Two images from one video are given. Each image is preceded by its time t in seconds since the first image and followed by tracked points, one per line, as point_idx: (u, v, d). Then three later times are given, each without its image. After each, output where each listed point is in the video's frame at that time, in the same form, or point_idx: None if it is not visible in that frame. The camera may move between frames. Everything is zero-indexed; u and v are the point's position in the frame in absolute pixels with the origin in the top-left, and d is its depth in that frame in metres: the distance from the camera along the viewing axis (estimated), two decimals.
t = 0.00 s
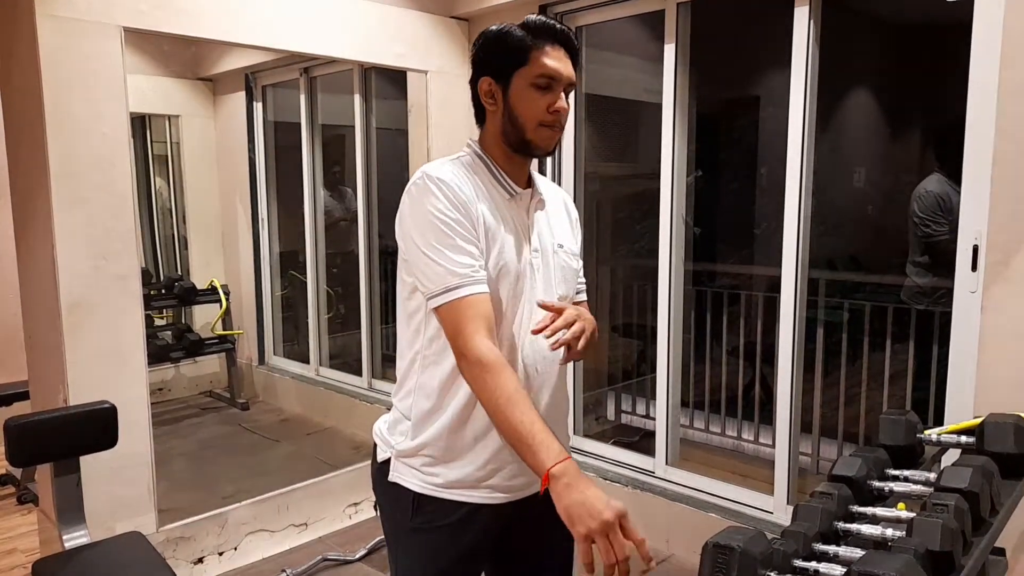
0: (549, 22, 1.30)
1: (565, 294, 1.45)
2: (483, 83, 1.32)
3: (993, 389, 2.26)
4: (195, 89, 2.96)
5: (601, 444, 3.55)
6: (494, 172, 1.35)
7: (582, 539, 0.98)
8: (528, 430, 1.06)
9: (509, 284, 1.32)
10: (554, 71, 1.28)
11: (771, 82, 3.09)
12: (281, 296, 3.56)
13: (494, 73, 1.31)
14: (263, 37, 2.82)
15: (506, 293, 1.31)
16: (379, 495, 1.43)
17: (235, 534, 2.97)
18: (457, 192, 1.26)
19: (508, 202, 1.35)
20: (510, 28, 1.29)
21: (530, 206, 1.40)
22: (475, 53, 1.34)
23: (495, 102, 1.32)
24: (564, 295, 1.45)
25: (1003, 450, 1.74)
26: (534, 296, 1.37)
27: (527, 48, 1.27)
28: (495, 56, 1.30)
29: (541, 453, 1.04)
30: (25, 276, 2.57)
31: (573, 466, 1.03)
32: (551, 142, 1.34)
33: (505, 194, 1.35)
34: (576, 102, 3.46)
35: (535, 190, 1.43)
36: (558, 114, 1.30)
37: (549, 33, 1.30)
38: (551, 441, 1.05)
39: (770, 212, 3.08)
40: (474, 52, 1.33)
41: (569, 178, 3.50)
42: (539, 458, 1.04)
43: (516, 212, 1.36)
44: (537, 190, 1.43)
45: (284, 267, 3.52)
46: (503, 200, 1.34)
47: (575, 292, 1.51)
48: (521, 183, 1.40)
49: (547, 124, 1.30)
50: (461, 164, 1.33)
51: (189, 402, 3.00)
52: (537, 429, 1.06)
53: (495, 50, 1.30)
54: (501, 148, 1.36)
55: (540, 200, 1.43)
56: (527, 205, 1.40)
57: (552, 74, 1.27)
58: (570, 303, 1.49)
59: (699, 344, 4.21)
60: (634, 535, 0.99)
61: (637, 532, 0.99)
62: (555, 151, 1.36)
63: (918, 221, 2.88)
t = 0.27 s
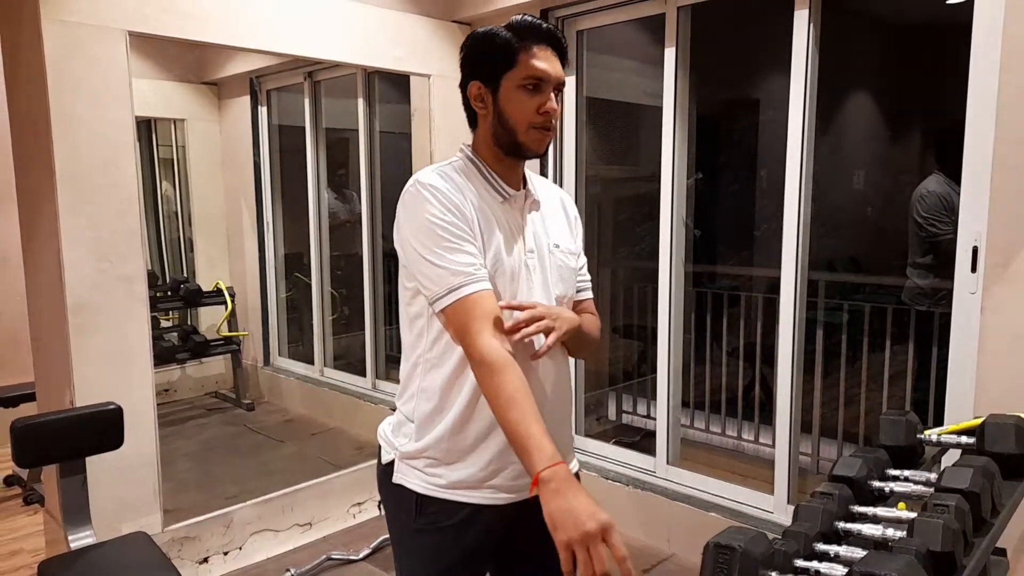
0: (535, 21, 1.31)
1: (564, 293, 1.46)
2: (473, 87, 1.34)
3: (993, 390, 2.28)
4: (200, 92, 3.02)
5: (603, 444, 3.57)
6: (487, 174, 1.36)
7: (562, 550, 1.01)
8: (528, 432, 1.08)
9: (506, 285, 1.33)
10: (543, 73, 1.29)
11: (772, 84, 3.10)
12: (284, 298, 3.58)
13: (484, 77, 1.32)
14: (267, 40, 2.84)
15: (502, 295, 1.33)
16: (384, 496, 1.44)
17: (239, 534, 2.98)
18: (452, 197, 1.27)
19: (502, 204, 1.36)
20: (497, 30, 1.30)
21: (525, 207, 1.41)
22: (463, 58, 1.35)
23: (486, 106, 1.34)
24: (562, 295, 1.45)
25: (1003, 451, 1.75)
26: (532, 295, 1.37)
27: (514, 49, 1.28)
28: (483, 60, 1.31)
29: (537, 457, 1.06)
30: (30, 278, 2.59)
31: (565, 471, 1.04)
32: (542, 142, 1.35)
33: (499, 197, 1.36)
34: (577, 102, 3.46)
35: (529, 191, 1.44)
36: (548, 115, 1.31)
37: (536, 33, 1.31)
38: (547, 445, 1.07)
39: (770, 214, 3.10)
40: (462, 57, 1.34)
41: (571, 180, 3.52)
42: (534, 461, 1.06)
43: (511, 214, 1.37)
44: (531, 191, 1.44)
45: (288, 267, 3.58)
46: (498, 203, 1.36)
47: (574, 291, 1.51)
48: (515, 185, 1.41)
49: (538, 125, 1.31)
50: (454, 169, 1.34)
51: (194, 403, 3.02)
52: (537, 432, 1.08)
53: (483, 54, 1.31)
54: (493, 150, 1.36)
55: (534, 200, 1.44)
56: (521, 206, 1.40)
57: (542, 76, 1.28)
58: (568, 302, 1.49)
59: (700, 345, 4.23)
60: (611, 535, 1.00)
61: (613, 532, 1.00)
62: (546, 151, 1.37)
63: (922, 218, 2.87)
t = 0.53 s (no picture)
0: (539, 26, 1.30)
1: (561, 297, 1.44)
2: (475, 87, 1.31)
3: (998, 394, 2.26)
4: (201, 94, 3.02)
5: (605, 447, 3.56)
6: (484, 178, 1.35)
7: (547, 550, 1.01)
8: (523, 434, 1.08)
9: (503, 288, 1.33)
10: (547, 76, 1.28)
11: (773, 87, 3.10)
12: (286, 300, 3.58)
13: (487, 78, 1.30)
14: (268, 43, 2.84)
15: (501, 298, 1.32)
16: (386, 502, 1.44)
17: (241, 537, 2.98)
18: (449, 201, 1.27)
19: (500, 207, 1.36)
20: (500, 33, 1.29)
21: (523, 210, 1.40)
22: (462, 59, 1.33)
23: (487, 107, 1.31)
24: (559, 298, 1.43)
25: (1008, 454, 1.74)
26: (529, 300, 1.36)
27: (519, 53, 1.27)
28: (484, 61, 1.29)
29: (530, 458, 1.05)
30: (32, 281, 2.59)
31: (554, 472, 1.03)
32: (542, 146, 1.34)
33: (496, 200, 1.35)
34: (578, 106, 3.46)
35: (526, 194, 1.43)
36: (550, 119, 1.30)
37: (540, 38, 1.30)
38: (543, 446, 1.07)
39: (772, 217, 3.09)
40: (462, 58, 1.33)
41: (572, 183, 3.52)
42: (527, 463, 1.05)
43: (508, 218, 1.36)
44: (527, 194, 1.43)
45: (290, 271, 3.58)
46: (495, 207, 1.35)
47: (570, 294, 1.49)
48: (513, 188, 1.40)
49: (541, 129, 1.31)
50: (450, 174, 1.34)
51: (195, 406, 3.02)
52: (530, 433, 1.08)
53: (485, 55, 1.29)
54: (490, 152, 1.35)
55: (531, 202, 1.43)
56: (518, 209, 1.39)
57: (546, 80, 1.28)
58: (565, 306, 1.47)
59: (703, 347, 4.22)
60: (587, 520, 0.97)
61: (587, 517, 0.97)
62: (545, 155, 1.37)
63: (926, 218, 2.83)
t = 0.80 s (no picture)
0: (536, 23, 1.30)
1: (555, 294, 1.44)
2: (472, 84, 1.31)
3: (996, 392, 2.26)
4: (200, 94, 3.01)
5: (604, 446, 3.56)
6: (478, 177, 1.35)
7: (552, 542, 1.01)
8: (529, 428, 1.08)
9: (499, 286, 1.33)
10: (545, 76, 1.28)
11: (771, 87, 3.09)
12: (284, 299, 3.59)
13: (484, 76, 1.29)
14: (266, 43, 2.83)
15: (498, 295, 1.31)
16: (382, 502, 1.43)
17: (239, 537, 2.97)
18: (444, 200, 1.27)
19: (494, 206, 1.36)
20: (498, 30, 1.29)
21: (516, 210, 1.40)
22: (458, 56, 1.33)
23: (483, 104, 1.31)
24: (553, 295, 1.43)
25: (1006, 453, 1.75)
26: (525, 298, 1.36)
27: (516, 51, 1.27)
28: (479, 59, 1.29)
29: (537, 451, 1.05)
30: (30, 281, 2.59)
31: (562, 463, 1.03)
32: (537, 146, 1.34)
33: (488, 199, 1.35)
34: (576, 106, 3.47)
35: (519, 192, 1.43)
36: (547, 118, 1.31)
37: (537, 36, 1.30)
38: (552, 437, 1.06)
39: (770, 216, 3.09)
40: (458, 55, 1.32)
41: (571, 182, 3.52)
42: (534, 456, 1.06)
43: (502, 216, 1.36)
44: (520, 192, 1.43)
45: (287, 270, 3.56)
46: (489, 205, 1.35)
47: (566, 291, 1.49)
48: (506, 187, 1.40)
49: (538, 128, 1.31)
50: (444, 173, 1.34)
51: (194, 406, 3.02)
52: (537, 425, 1.07)
53: (482, 53, 1.29)
54: (484, 150, 1.35)
55: (525, 201, 1.43)
56: (512, 208, 1.39)
57: (544, 79, 1.28)
58: (560, 303, 1.47)
59: (702, 346, 4.22)
60: (571, 510, 0.97)
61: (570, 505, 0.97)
62: (540, 154, 1.37)
63: (926, 216, 2.82)
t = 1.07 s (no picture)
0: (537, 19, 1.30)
1: (556, 291, 1.44)
2: (473, 81, 1.31)
3: (1000, 389, 2.25)
4: (203, 91, 3.03)
5: (607, 443, 3.55)
6: (479, 174, 1.34)
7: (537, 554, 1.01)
8: (522, 435, 1.08)
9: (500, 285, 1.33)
10: (546, 73, 1.28)
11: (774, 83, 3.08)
12: (287, 296, 3.61)
13: (485, 72, 1.29)
14: (268, 39, 2.82)
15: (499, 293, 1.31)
16: (381, 498, 1.43)
17: (242, 532, 2.98)
18: (445, 198, 1.27)
19: (496, 204, 1.35)
20: (499, 26, 1.29)
21: (517, 206, 1.40)
22: (459, 52, 1.32)
23: (484, 101, 1.31)
24: (553, 292, 1.43)
25: (1009, 450, 1.75)
26: (525, 296, 1.36)
27: (517, 47, 1.27)
28: (480, 56, 1.29)
29: (529, 459, 1.06)
30: (33, 277, 2.59)
31: (552, 475, 1.03)
32: (538, 142, 1.34)
33: (490, 196, 1.35)
34: (579, 103, 3.46)
35: (521, 189, 1.42)
36: (548, 115, 1.31)
37: (538, 32, 1.30)
38: (546, 446, 1.07)
39: (773, 212, 3.08)
40: (459, 51, 1.32)
41: (573, 179, 3.51)
42: (525, 464, 1.06)
43: (504, 214, 1.36)
44: (521, 188, 1.42)
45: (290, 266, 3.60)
46: (490, 203, 1.35)
47: (567, 288, 1.49)
48: (508, 183, 1.39)
49: (540, 125, 1.31)
50: (444, 170, 1.33)
51: (197, 403, 3.03)
52: (530, 433, 1.08)
53: (483, 49, 1.29)
54: (485, 147, 1.34)
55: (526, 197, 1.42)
56: (513, 204, 1.39)
57: (545, 76, 1.28)
58: (561, 300, 1.47)
59: (704, 343, 4.22)
60: (551, 525, 0.96)
61: (550, 519, 0.96)
62: (541, 151, 1.36)
63: (930, 212, 2.80)
